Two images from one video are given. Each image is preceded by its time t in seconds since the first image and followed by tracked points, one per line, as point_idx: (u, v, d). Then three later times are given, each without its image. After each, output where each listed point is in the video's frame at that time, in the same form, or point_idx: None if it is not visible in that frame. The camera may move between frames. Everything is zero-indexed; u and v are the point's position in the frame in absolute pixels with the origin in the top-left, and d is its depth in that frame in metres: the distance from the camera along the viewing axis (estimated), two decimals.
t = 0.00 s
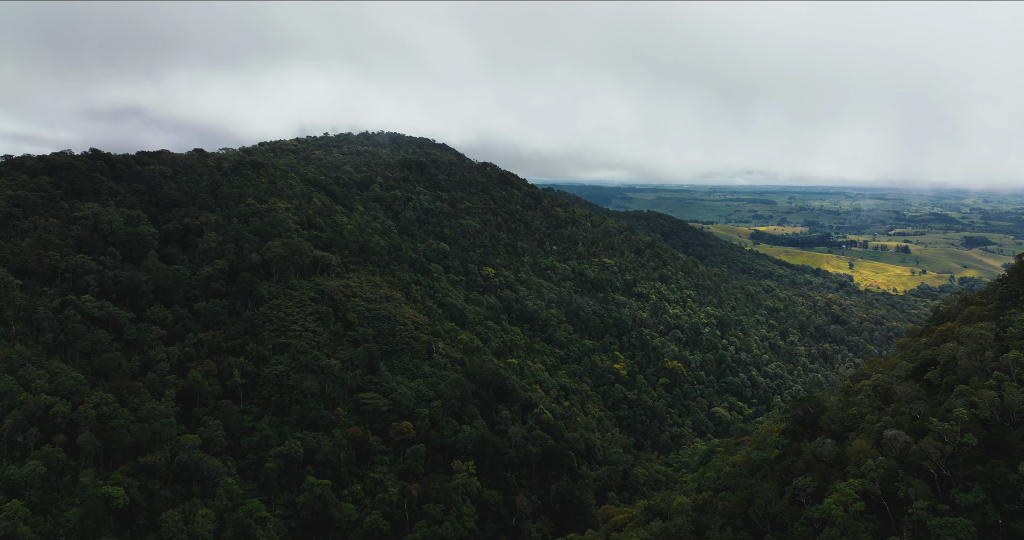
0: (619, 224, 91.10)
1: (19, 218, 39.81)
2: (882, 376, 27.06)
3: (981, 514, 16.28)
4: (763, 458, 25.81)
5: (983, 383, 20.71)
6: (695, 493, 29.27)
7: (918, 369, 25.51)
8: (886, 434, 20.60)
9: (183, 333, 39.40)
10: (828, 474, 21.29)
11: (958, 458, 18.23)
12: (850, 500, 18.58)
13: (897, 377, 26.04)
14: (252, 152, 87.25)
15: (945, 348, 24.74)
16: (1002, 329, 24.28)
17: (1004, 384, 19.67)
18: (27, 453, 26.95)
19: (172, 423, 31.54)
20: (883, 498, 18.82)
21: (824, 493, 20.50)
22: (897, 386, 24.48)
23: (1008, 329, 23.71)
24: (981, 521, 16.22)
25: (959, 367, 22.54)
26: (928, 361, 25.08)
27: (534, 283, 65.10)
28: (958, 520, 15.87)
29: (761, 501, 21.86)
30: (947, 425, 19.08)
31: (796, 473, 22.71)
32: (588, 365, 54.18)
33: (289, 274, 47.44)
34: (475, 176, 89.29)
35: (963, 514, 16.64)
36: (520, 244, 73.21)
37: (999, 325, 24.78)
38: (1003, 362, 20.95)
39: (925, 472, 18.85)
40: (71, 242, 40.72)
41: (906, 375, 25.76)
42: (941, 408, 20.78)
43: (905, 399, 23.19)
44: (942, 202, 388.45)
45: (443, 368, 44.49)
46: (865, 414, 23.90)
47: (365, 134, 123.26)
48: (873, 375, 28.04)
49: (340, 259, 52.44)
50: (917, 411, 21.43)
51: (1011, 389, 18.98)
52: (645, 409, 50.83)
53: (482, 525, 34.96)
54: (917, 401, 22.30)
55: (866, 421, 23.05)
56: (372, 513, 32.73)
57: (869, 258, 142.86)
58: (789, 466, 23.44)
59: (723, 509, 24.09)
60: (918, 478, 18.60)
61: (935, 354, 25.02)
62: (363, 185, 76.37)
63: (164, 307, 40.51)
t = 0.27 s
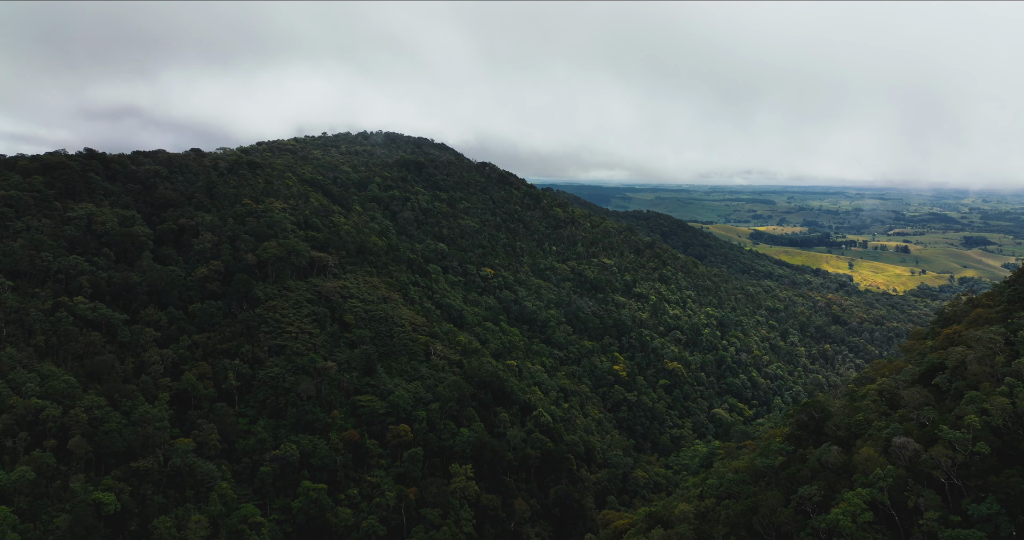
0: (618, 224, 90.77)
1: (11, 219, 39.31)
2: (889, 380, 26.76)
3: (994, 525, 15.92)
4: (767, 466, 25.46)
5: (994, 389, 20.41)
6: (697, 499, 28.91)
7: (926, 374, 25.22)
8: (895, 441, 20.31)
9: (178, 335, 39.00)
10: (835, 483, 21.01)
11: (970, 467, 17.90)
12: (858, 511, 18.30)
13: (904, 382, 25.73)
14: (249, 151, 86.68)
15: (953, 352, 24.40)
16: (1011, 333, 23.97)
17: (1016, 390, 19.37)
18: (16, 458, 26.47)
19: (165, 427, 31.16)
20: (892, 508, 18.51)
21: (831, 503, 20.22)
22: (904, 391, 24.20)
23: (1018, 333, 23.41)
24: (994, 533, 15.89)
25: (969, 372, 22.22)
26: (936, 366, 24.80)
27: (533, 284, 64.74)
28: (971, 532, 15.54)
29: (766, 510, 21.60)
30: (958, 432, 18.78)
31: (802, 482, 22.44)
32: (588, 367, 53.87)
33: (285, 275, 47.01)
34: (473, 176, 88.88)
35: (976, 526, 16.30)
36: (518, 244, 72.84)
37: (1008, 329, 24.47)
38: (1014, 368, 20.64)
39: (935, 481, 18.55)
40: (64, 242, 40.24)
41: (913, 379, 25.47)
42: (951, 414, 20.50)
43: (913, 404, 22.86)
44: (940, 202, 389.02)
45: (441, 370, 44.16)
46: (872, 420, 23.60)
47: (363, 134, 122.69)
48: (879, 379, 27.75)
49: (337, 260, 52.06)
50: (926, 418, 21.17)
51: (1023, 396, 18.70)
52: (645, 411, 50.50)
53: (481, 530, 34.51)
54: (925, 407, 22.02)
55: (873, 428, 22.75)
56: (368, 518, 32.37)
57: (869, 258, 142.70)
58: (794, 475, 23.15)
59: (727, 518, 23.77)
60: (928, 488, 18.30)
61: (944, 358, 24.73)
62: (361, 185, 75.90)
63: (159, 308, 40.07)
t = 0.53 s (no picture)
0: (617, 224, 90.48)
1: (3, 219, 38.84)
2: (894, 385, 26.58)
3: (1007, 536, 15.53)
4: (771, 472, 25.14)
5: (1004, 395, 20.11)
6: (699, 505, 28.57)
7: (932, 379, 25.00)
8: (903, 449, 20.06)
9: (172, 337, 38.66)
10: (841, 492, 20.78)
11: (981, 476, 17.56)
12: (865, 521, 18.10)
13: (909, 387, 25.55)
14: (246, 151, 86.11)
15: (961, 357, 24.08)
16: (1020, 337, 23.67)
17: None
18: (6, 462, 26.06)
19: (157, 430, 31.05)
20: (900, 517, 18.23)
21: (837, 513, 19.97)
22: (912, 397, 23.95)
23: None
24: None
25: (978, 378, 21.88)
26: (943, 371, 24.56)
27: (532, 284, 64.42)
28: None
29: (770, 520, 21.45)
30: (968, 440, 18.49)
31: (807, 490, 22.23)
32: (587, 368, 53.59)
33: (281, 276, 46.63)
34: (472, 176, 88.49)
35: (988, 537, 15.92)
36: (517, 245, 72.51)
37: (1016, 333, 24.16)
38: None
39: (945, 490, 18.24)
40: (57, 243, 39.78)
41: (919, 384, 25.30)
42: (960, 421, 20.23)
43: (920, 412, 22.68)
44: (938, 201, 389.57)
45: (439, 372, 43.90)
46: (879, 426, 23.35)
47: (361, 133, 122.14)
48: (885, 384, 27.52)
49: (334, 261, 51.75)
50: (935, 425, 20.93)
51: None
52: (645, 412, 50.20)
53: (478, 534, 34.17)
54: (932, 413, 21.83)
55: (880, 434, 22.48)
56: (365, 522, 32.06)
57: (868, 258, 142.58)
58: (799, 483, 22.91)
59: (730, 525, 23.47)
60: (938, 497, 17.99)
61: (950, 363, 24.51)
62: (358, 185, 75.47)
63: (153, 310, 39.67)
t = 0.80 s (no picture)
0: (615, 225, 90.23)
1: None
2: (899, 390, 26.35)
3: None
4: (775, 479, 24.83)
5: (1014, 401, 19.77)
6: (701, 513, 28.18)
7: (938, 384, 24.75)
8: (912, 456, 19.67)
9: (166, 339, 38.21)
10: (847, 500, 20.55)
11: (993, 486, 17.20)
12: (872, 532, 17.83)
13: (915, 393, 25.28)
14: (242, 151, 85.53)
15: (968, 361, 23.74)
16: None
17: None
18: None
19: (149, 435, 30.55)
20: (908, 528, 17.94)
21: (843, 523, 19.71)
22: (919, 402, 23.67)
23: None
24: None
25: (987, 383, 21.50)
26: (950, 375, 24.30)
27: (530, 285, 64.09)
28: None
29: (774, 529, 21.26)
30: (980, 449, 18.13)
31: (812, 498, 21.95)
32: (585, 370, 53.32)
33: (276, 277, 46.22)
34: (470, 176, 88.11)
35: None
36: (515, 245, 72.18)
37: None
38: None
39: (954, 500, 17.94)
40: (49, 244, 39.23)
41: (925, 389, 25.03)
42: (970, 429, 19.91)
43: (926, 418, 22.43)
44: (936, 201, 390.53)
45: (436, 374, 43.64)
46: (886, 433, 23.04)
47: (359, 133, 121.61)
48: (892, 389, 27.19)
49: (330, 261, 51.43)
50: (943, 431, 20.64)
51: None
52: (644, 414, 49.94)
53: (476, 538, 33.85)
54: (940, 420, 21.57)
55: (886, 441, 22.19)
56: (361, 527, 31.76)
57: (867, 258, 142.59)
58: (804, 491, 22.67)
59: (732, 533, 23.19)
60: (948, 508, 17.67)
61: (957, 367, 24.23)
62: (356, 185, 75.03)
63: (146, 312, 39.20)
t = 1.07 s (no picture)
0: (614, 225, 89.97)
1: None
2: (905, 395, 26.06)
3: None
4: (780, 488, 24.42)
5: None
6: (703, 520, 27.76)
7: (947, 390, 24.47)
8: (920, 465, 19.43)
9: (159, 341, 37.73)
10: (855, 511, 20.22)
11: (1006, 497, 16.83)
12: None
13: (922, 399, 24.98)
14: (238, 151, 84.90)
15: (977, 365, 23.34)
16: None
17: None
18: None
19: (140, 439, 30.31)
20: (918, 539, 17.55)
21: (849, 533, 19.37)
22: (926, 408, 23.44)
23: None
24: None
25: (997, 389, 21.10)
26: (959, 381, 24.03)
27: (528, 286, 63.74)
28: None
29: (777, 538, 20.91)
30: (992, 458, 17.81)
31: (817, 507, 21.62)
32: (584, 371, 53.02)
33: (271, 278, 45.76)
34: (468, 176, 87.67)
35: None
36: (513, 245, 71.83)
37: None
38: None
39: (965, 511, 17.62)
40: (39, 245, 38.64)
41: (933, 395, 24.75)
42: (980, 437, 19.64)
43: (933, 425, 22.15)
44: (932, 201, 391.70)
45: (433, 377, 43.38)
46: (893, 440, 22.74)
47: (356, 133, 120.99)
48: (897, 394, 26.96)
49: (326, 262, 51.00)
50: (952, 438, 20.42)
51: None
52: (642, 415, 49.66)
53: None
54: (949, 427, 21.27)
55: (893, 448, 21.91)
56: (356, 532, 31.43)
57: (865, 258, 142.66)
58: (809, 500, 22.29)
59: None
60: (958, 519, 17.33)
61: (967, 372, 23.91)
62: (352, 185, 74.54)
63: (139, 313, 38.70)
